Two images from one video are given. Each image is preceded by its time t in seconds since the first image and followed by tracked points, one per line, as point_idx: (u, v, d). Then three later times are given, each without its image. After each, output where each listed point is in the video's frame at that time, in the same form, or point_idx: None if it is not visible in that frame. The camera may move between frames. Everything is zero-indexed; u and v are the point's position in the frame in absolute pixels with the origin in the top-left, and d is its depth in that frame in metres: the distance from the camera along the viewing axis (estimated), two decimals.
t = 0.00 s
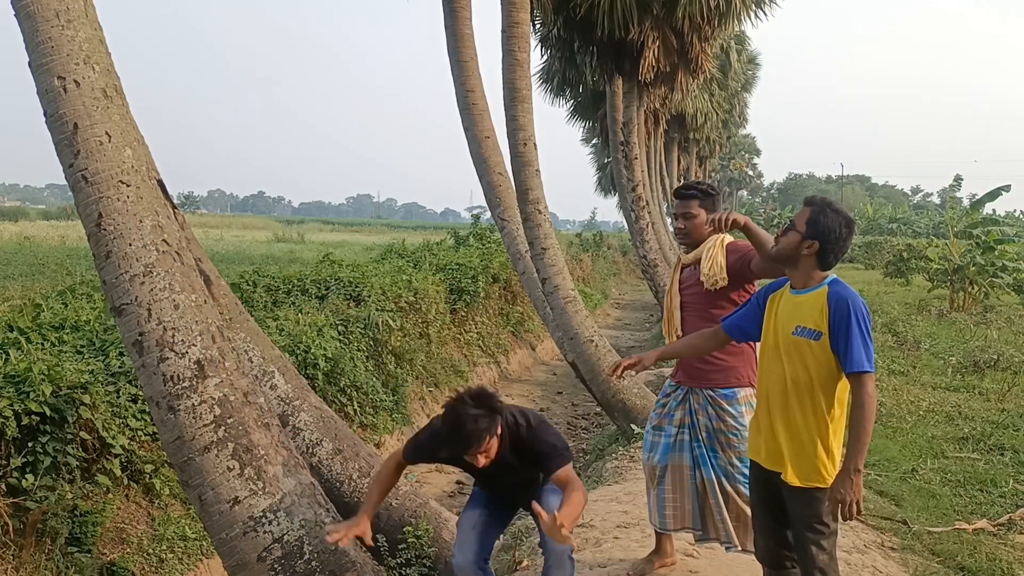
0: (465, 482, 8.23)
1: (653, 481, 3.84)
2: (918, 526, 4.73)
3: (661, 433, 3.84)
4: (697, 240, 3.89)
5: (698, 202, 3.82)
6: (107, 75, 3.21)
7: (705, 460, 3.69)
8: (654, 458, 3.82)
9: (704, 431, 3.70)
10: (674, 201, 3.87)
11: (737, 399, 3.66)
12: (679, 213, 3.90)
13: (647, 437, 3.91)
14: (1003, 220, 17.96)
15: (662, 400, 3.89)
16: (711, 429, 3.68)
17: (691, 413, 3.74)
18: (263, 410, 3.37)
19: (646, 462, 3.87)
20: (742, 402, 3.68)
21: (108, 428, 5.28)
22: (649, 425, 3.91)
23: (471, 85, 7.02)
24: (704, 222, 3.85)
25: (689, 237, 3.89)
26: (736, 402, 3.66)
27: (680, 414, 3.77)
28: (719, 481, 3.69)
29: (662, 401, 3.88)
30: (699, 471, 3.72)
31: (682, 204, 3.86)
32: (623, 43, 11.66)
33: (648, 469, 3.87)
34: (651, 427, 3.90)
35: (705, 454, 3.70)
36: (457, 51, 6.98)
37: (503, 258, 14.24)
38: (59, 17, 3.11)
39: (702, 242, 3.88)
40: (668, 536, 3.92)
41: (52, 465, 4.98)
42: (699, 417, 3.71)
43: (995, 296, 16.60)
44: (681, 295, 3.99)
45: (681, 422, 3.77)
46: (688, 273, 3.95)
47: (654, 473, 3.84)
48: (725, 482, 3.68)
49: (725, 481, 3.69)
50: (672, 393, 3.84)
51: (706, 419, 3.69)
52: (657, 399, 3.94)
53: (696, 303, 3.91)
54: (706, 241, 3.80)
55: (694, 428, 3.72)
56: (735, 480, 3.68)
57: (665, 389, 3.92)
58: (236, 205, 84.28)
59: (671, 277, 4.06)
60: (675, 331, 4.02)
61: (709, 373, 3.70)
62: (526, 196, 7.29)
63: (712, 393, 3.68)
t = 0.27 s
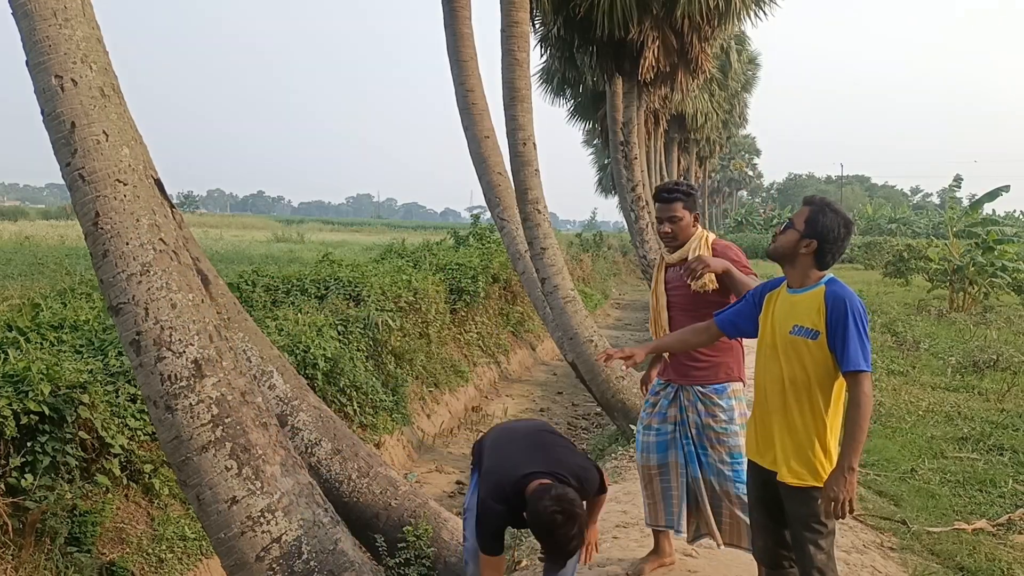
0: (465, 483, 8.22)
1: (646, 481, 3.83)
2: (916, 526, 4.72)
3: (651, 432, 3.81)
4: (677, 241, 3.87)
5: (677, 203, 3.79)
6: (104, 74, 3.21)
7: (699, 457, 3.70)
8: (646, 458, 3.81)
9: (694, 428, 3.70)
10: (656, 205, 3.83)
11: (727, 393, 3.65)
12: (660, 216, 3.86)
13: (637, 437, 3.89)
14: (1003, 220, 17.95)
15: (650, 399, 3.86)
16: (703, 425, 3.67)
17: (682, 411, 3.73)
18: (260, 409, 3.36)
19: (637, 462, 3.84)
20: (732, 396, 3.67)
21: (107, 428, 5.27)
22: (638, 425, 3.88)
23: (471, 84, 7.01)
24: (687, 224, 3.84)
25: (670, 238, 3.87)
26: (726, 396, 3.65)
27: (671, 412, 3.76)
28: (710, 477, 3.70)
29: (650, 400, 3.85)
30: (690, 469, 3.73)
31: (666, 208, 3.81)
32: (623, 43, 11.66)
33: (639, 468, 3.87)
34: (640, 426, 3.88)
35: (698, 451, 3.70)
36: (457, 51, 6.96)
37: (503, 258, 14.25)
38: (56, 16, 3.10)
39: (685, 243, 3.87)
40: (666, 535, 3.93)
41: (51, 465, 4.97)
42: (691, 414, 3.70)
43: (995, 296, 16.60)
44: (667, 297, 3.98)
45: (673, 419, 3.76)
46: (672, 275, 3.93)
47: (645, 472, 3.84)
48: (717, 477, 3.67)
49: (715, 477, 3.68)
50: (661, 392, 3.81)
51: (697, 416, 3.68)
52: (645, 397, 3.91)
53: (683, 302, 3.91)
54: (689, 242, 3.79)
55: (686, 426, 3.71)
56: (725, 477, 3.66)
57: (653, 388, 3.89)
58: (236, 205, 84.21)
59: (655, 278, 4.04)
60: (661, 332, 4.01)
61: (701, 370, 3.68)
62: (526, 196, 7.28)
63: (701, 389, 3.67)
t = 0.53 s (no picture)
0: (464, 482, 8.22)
1: (646, 482, 3.83)
2: (915, 526, 4.72)
3: (650, 433, 3.81)
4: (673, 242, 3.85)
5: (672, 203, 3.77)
6: (102, 73, 3.20)
7: (696, 456, 3.65)
8: (646, 458, 3.81)
9: (693, 427, 3.65)
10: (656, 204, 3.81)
11: (728, 391, 3.61)
12: (658, 214, 3.84)
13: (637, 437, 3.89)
14: (1002, 220, 17.97)
15: (648, 399, 3.84)
16: (699, 425, 3.62)
17: (679, 411, 3.70)
18: (258, 409, 3.35)
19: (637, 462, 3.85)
20: (731, 395, 3.61)
21: (105, 428, 5.27)
22: (638, 425, 3.88)
23: (470, 84, 7.01)
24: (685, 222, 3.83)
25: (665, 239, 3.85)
26: (727, 393, 3.61)
27: (669, 412, 3.73)
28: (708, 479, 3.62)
29: (649, 400, 3.83)
30: (690, 469, 3.68)
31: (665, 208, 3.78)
32: (622, 43, 11.66)
33: (642, 468, 3.85)
34: (640, 426, 3.87)
35: (695, 451, 3.65)
36: (456, 51, 6.96)
37: (502, 258, 14.26)
38: (54, 15, 3.10)
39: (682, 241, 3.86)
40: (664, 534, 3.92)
41: (49, 465, 4.97)
42: (688, 414, 3.66)
43: (994, 296, 16.60)
44: (663, 298, 3.94)
45: (671, 419, 3.73)
46: (668, 276, 3.90)
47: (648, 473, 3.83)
48: (714, 477, 3.59)
49: (712, 480, 3.59)
50: (659, 392, 3.79)
51: (694, 415, 3.64)
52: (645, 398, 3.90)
53: (680, 303, 3.89)
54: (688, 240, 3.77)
55: (683, 426, 3.68)
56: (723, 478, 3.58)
57: (651, 388, 3.86)
58: (235, 205, 84.17)
59: (649, 278, 4.01)
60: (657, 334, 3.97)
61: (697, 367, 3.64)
62: (525, 195, 7.28)
63: (700, 387, 3.62)
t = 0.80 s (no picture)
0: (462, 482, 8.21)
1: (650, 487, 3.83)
2: (913, 525, 4.73)
3: (655, 439, 3.79)
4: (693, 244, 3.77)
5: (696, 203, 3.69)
6: (100, 72, 3.20)
7: (698, 467, 3.62)
8: (651, 464, 3.80)
9: (697, 438, 3.62)
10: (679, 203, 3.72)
11: (734, 402, 3.57)
12: (678, 215, 3.75)
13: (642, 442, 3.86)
14: (999, 220, 17.98)
15: (654, 406, 3.80)
16: (702, 435, 3.59)
17: (685, 419, 3.66)
18: (256, 409, 3.35)
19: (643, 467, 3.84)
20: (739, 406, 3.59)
21: (103, 427, 5.26)
22: (643, 431, 3.85)
23: (468, 84, 7.01)
24: (705, 223, 3.74)
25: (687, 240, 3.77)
26: (733, 404, 3.58)
27: (675, 420, 3.71)
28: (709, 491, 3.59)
29: (655, 408, 3.79)
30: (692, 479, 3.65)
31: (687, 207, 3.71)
32: (621, 43, 11.66)
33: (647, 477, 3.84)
34: (645, 434, 3.84)
35: (698, 462, 3.63)
36: (455, 50, 6.95)
37: (501, 257, 14.26)
38: (52, 14, 3.09)
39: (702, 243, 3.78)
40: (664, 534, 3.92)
41: (47, 464, 4.96)
42: (693, 423, 3.63)
43: (991, 295, 16.62)
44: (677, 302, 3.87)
45: (676, 427, 3.71)
46: (686, 279, 3.84)
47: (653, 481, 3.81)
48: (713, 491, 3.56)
49: (712, 492, 3.56)
50: (665, 399, 3.75)
51: (699, 425, 3.60)
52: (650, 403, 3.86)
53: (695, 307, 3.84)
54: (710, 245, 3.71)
55: (688, 435, 3.65)
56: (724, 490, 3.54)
57: (656, 393, 3.82)
58: (234, 205, 84.08)
59: (664, 279, 3.92)
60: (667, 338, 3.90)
61: (703, 374, 3.62)
62: (524, 195, 7.28)
63: (705, 396, 3.58)
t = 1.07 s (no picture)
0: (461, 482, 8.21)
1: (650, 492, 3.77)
2: (911, 525, 4.74)
3: (657, 443, 3.72)
4: (713, 242, 3.57)
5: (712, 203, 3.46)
6: (98, 72, 3.20)
7: (705, 470, 3.58)
8: (651, 470, 3.72)
9: (704, 441, 3.57)
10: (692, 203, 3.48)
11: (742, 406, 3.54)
12: (688, 213, 3.52)
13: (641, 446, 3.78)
14: (997, 220, 18.00)
15: (657, 408, 3.73)
16: (710, 439, 3.53)
17: (692, 421, 3.61)
18: (255, 409, 3.35)
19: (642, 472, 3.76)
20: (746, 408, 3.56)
21: (101, 427, 5.26)
22: (644, 434, 3.77)
23: (467, 83, 7.01)
24: (716, 221, 3.51)
25: (706, 239, 3.56)
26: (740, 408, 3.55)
27: (681, 422, 3.65)
28: (715, 495, 3.55)
29: (658, 410, 3.72)
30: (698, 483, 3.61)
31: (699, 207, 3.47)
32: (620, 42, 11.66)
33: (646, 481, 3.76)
34: (646, 437, 3.76)
35: (705, 465, 3.58)
36: (453, 49, 6.94)
37: (499, 257, 14.26)
38: (50, 14, 3.09)
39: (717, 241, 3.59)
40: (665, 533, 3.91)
41: (45, 464, 4.96)
42: (700, 426, 3.58)
43: (989, 295, 16.64)
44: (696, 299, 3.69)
45: (682, 429, 3.66)
46: (703, 277, 3.66)
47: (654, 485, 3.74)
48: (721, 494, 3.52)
49: (720, 496, 3.52)
50: (671, 402, 3.68)
51: (707, 429, 3.54)
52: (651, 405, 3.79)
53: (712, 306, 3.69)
54: (730, 246, 3.54)
55: (695, 438, 3.60)
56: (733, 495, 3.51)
57: (660, 394, 3.75)
58: (232, 204, 84.01)
59: (681, 273, 3.73)
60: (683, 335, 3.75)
61: (709, 376, 3.55)
62: (522, 194, 7.27)
63: (713, 399, 3.53)
